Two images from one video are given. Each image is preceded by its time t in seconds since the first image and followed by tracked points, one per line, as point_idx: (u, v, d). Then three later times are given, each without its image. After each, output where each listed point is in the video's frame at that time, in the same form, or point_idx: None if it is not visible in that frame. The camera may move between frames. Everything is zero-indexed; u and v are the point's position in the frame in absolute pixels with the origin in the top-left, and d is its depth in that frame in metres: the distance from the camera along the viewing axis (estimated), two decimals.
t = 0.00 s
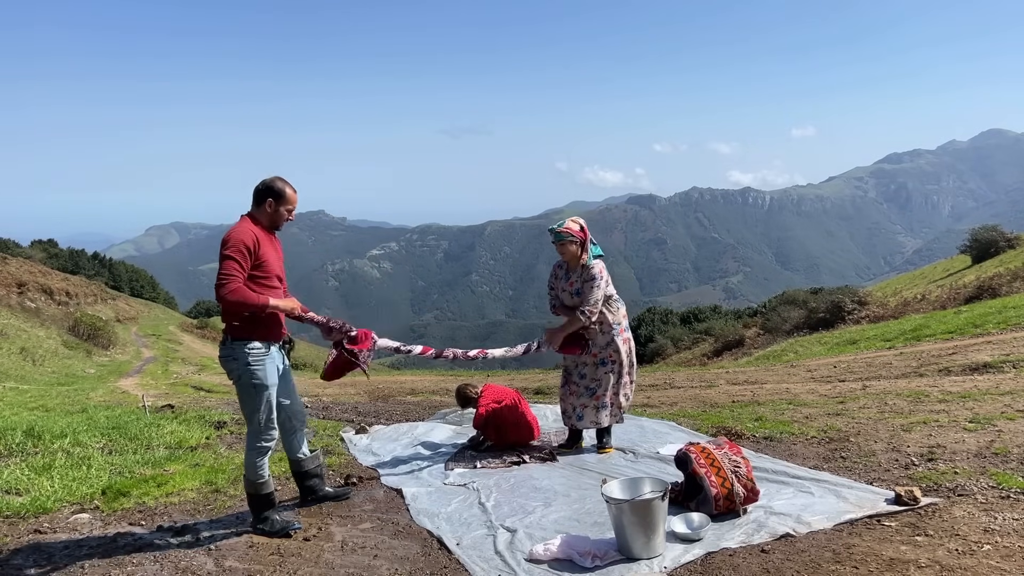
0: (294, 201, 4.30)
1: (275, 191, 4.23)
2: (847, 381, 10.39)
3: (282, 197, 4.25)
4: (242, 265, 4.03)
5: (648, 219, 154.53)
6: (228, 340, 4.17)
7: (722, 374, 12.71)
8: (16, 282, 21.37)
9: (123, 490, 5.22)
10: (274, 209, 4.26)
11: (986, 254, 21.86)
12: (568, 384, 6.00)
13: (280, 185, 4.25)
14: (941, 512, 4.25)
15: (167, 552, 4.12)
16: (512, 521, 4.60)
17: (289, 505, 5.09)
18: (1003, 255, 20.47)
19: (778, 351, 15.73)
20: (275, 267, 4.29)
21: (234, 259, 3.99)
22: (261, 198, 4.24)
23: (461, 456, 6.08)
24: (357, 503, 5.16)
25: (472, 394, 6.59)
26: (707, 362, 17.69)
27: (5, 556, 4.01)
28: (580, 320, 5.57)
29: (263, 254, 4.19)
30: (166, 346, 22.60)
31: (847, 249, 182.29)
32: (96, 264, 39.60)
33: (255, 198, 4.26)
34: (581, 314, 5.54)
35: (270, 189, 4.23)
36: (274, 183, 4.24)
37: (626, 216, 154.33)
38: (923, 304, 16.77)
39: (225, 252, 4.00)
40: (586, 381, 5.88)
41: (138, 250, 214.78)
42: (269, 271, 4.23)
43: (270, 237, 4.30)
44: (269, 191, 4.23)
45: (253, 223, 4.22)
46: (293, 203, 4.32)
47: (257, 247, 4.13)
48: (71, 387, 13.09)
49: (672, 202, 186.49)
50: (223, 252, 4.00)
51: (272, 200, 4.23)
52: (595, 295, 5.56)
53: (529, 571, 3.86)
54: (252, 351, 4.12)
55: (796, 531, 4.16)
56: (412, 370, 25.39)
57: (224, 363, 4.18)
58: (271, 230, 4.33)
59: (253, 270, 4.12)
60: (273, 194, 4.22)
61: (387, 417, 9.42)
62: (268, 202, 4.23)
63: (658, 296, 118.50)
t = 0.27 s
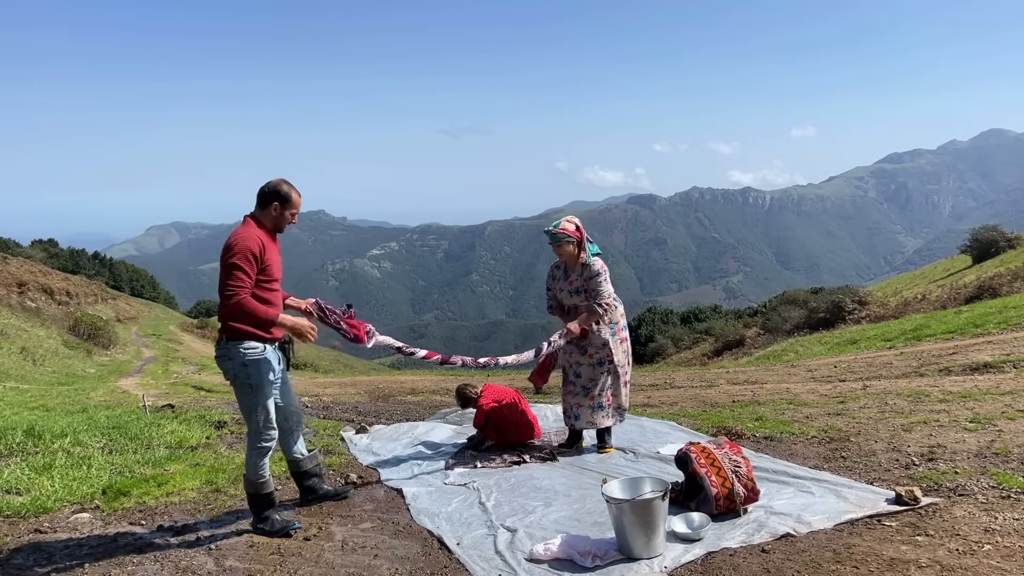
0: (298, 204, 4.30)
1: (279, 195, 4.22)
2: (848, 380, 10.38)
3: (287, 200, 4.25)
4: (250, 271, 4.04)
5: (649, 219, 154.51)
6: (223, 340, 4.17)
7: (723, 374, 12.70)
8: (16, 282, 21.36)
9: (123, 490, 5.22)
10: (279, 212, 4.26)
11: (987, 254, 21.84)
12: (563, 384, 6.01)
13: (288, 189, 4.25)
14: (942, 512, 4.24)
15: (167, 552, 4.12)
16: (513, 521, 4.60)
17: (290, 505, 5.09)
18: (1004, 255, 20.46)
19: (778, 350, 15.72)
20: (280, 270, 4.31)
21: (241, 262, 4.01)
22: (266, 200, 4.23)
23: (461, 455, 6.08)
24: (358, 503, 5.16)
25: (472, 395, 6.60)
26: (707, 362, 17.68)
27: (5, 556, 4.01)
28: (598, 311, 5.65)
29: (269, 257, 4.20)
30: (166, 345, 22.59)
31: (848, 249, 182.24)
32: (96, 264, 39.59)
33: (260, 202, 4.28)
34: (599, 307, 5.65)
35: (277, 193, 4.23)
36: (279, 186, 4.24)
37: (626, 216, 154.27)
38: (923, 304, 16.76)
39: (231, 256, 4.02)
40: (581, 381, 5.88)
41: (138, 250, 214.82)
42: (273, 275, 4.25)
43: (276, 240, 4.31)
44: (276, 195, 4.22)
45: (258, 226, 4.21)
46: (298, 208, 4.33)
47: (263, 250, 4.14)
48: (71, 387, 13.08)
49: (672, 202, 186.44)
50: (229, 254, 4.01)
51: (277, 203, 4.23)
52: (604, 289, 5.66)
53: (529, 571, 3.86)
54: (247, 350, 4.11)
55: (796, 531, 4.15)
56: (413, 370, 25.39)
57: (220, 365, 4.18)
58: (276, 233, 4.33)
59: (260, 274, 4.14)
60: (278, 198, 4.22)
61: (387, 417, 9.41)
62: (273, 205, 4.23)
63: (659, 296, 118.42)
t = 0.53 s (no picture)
0: (298, 207, 4.31)
1: (283, 200, 4.22)
2: (848, 380, 10.38)
3: (287, 204, 4.25)
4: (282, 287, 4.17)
5: (648, 219, 154.51)
6: (222, 342, 4.15)
7: (722, 374, 12.71)
8: (16, 282, 21.37)
9: (123, 490, 5.22)
10: (280, 216, 4.26)
11: (987, 254, 21.84)
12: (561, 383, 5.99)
13: (292, 195, 4.25)
14: (942, 512, 4.24)
15: (167, 552, 4.12)
16: (513, 521, 4.60)
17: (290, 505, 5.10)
18: (1004, 255, 20.46)
19: (778, 350, 15.72)
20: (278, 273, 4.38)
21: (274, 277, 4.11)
22: (268, 205, 4.21)
23: (461, 455, 6.08)
24: (358, 503, 5.16)
25: (469, 393, 6.58)
26: (707, 362, 17.68)
27: (5, 556, 4.01)
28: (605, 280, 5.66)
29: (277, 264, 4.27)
30: (166, 345, 22.60)
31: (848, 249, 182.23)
32: (96, 264, 39.61)
33: (259, 205, 4.23)
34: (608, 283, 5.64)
35: (281, 199, 4.22)
36: (280, 191, 4.22)
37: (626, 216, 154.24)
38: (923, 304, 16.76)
39: (263, 271, 4.06)
40: (580, 379, 5.87)
41: (138, 250, 214.88)
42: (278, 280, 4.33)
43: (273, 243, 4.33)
44: (279, 200, 4.22)
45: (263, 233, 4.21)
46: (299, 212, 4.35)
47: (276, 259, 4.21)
48: (71, 387, 13.08)
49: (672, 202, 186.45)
50: (262, 269, 4.05)
51: (279, 208, 4.23)
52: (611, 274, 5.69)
53: (529, 571, 3.86)
54: (250, 351, 4.14)
55: (796, 531, 4.15)
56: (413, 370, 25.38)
57: (218, 366, 4.19)
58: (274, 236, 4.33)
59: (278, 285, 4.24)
60: (284, 203, 4.23)
61: (387, 417, 9.41)
62: (276, 210, 4.22)
63: (658, 296, 118.36)
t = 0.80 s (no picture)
0: (298, 203, 4.31)
1: (282, 197, 4.21)
2: (848, 380, 10.39)
3: (286, 200, 4.24)
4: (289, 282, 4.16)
5: (648, 219, 154.51)
6: (224, 340, 4.15)
7: (723, 374, 12.71)
8: (16, 282, 21.37)
9: (123, 490, 5.22)
10: (280, 213, 4.25)
11: (987, 254, 21.84)
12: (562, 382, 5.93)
13: (290, 191, 4.25)
14: (941, 512, 4.25)
15: (167, 552, 4.12)
16: (513, 521, 4.60)
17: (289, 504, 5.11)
18: (1004, 255, 20.47)
19: (778, 351, 15.72)
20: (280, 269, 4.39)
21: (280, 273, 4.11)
22: (268, 202, 4.20)
23: (461, 455, 6.08)
24: (358, 503, 5.16)
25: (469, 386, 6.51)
26: (707, 362, 17.68)
27: (5, 556, 4.00)
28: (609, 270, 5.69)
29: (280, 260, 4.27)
30: (166, 346, 22.59)
31: (848, 249, 182.23)
32: (96, 264, 39.61)
33: (258, 203, 4.24)
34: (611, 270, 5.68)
35: (281, 196, 4.21)
36: (279, 188, 4.21)
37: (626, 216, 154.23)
38: (923, 304, 16.76)
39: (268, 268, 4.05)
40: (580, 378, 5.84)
41: (138, 250, 214.94)
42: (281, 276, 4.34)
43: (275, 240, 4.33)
44: (279, 198, 4.21)
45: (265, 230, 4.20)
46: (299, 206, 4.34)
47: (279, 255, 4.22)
48: (71, 387, 13.08)
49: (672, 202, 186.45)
50: (267, 267, 4.04)
51: (278, 205, 4.22)
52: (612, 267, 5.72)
53: (529, 571, 3.86)
54: (255, 349, 4.17)
55: (796, 531, 4.16)
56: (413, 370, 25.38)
57: (220, 362, 4.17)
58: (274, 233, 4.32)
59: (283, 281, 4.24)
60: (284, 200, 4.22)
61: (387, 417, 9.42)
62: (275, 207, 4.22)
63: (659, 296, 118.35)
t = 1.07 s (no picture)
0: (298, 199, 4.30)
1: (281, 192, 4.21)
2: (848, 381, 10.38)
3: (286, 195, 4.24)
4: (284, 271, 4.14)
5: (649, 219, 154.51)
6: (220, 337, 4.15)
7: (723, 374, 12.71)
8: (16, 282, 21.36)
9: (123, 490, 5.22)
10: (280, 209, 4.25)
11: (987, 254, 21.84)
12: (558, 380, 6.01)
13: (286, 185, 4.23)
14: (942, 512, 4.24)
15: (167, 552, 4.12)
16: (513, 521, 4.59)
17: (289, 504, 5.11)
18: (1004, 255, 20.47)
19: (778, 351, 15.72)
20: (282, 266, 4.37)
21: (276, 267, 4.08)
22: (267, 198, 4.20)
23: (461, 455, 6.07)
24: (358, 503, 5.16)
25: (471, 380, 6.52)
26: (707, 362, 17.68)
27: (5, 556, 4.00)
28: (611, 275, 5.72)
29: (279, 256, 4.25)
30: (166, 345, 22.59)
31: (848, 249, 182.21)
32: (96, 264, 39.61)
33: (258, 199, 4.23)
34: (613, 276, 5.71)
35: (278, 191, 4.21)
36: (277, 184, 4.22)
37: (626, 216, 154.20)
38: (924, 304, 16.75)
39: (263, 261, 4.03)
40: (575, 377, 5.87)
41: (138, 250, 214.95)
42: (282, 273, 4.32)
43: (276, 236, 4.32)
44: (277, 193, 4.21)
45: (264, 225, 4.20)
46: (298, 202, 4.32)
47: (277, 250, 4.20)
48: (71, 387, 13.08)
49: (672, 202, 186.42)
50: (262, 260, 4.02)
51: (278, 200, 4.22)
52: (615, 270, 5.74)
53: (529, 571, 3.85)
54: (251, 347, 4.16)
55: (797, 531, 4.15)
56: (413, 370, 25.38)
57: (216, 362, 4.17)
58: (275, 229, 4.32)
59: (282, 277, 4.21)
60: (282, 195, 4.22)
61: (388, 417, 9.42)
62: (275, 203, 4.21)
63: (659, 296, 118.32)
